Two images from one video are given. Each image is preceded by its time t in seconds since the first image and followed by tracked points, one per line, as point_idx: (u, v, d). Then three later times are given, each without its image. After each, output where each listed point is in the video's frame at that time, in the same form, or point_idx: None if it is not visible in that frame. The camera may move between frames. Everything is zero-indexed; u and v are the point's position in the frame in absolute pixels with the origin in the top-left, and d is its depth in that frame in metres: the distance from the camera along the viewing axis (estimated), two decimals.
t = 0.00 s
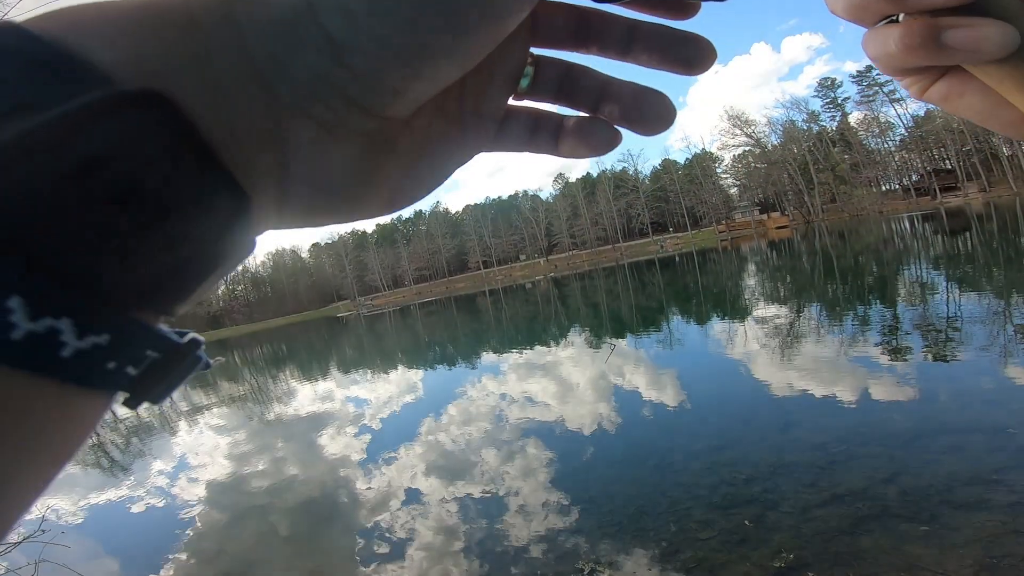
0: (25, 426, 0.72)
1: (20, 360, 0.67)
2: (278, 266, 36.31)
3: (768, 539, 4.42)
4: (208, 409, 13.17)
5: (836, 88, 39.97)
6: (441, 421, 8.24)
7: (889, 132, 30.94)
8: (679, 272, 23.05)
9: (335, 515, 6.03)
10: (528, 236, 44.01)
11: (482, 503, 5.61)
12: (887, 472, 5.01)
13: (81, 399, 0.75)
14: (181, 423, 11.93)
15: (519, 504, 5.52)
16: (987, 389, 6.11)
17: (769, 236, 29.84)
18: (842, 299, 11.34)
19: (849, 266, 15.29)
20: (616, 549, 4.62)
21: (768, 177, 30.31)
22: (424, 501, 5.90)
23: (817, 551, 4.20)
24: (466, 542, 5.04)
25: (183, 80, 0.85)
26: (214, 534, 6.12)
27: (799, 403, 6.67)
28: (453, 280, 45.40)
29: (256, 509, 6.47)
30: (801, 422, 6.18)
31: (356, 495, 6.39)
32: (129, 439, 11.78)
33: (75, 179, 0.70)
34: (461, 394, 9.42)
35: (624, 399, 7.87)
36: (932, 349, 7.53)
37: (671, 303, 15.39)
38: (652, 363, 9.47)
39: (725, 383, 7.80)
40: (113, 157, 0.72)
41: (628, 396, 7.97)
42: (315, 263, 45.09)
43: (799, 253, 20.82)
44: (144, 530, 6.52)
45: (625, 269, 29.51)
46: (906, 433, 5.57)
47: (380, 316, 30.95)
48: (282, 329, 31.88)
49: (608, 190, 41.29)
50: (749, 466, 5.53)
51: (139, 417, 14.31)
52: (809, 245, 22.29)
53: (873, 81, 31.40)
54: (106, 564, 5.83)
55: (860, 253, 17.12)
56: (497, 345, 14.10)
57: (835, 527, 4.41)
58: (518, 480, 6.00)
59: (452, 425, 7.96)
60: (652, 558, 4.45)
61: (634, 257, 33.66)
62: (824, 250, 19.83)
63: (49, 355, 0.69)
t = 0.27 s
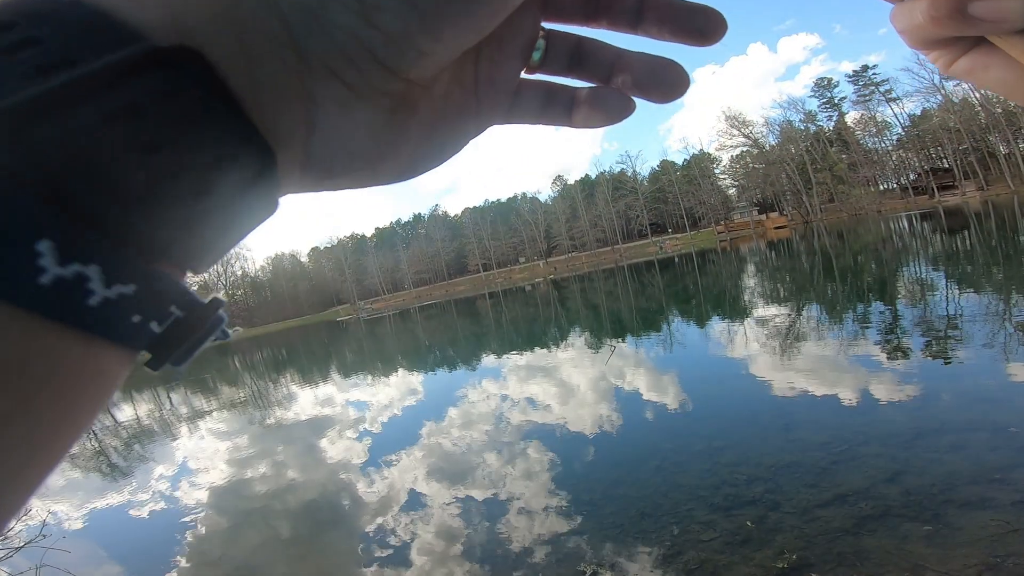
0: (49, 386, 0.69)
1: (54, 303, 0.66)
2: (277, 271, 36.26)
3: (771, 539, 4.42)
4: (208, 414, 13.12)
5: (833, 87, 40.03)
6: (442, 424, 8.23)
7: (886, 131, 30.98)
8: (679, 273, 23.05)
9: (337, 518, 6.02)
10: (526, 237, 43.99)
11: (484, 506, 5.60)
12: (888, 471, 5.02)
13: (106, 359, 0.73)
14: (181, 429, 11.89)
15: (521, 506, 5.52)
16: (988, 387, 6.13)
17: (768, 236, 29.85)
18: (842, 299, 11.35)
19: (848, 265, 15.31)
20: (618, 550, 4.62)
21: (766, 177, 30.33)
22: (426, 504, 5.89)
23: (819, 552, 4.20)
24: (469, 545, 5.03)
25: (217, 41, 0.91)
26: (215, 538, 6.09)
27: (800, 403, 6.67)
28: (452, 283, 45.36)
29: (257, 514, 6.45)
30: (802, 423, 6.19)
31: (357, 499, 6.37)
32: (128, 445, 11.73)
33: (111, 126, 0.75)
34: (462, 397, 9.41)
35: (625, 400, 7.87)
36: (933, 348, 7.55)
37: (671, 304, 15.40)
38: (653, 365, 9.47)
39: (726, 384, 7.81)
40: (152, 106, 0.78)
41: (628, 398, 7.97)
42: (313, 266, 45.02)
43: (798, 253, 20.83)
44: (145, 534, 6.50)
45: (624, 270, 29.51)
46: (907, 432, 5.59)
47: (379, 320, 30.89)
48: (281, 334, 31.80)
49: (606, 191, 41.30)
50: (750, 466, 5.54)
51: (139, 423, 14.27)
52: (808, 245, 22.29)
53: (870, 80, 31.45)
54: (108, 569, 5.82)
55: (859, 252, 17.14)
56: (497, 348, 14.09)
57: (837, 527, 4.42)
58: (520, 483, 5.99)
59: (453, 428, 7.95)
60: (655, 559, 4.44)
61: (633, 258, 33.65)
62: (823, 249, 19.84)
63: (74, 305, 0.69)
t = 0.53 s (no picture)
0: (109, 280, 0.62)
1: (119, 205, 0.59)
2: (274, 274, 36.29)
3: (773, 538, 4.43)
4: (208, 418, 13.13)
5: (827, 86, 40.17)
6: (442, 425, 8.23)
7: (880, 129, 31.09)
8: (676, 272, 23.10)
9: (338, 521, 6.01)
10: (522, 238, 44.06)
11: (485, 507, 5.60)
12: (889, 469, 5.04)
13: (177, 271, 0.66)
14: (181, 433, 11.90)
15: (522, 507, 5.52)
16: (987, 384, 6.15)
17: (765, 234, 29.92)
18: (840, 296, 11.38)
19: (845, 263, 15.36)
20: (620, 550, 4.62)
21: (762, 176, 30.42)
22: (427, 506, 5.88)
23: (821, 550, 4.21)
24: (470, 546, 5.03)
25: None
26: (216, 542, 6.09)
27: (801, 401, 6.68)
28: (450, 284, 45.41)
29: (258, 517, 6.45)
30: (803, 421, 6.20)
31: (358, 501, 6.36)
32: (128, 449, 11.74)
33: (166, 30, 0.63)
34: (462, 398, 9.41)
35: (625, 400, 7.88)
36: (931, 344, 7.58)
37: (669, 304, 15.43)
38: (652, 364, 9.49)
39: (726, 382, 7.82)
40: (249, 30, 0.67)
41: (628, 398, 7.98)
42: (310, 269, 45.04)
43: (795, 251, 20.89)
44: (146, 537, 6.50)
45: (621, 269, 29.61)
46: (908, 429, 5.61)
47: (377, 322, 30.92)
48: (280, 337, 31.83)
49: (603, 191, 41.36)
50: (751, 465, 5.55)
51: (138, 427, 14.27)
52: (805, 243, 22.36)
53: (864, 78, 31.59)
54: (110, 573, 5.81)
55: (856, 250, 17.20)
56: (496, 348, 14.11)
57: (839, 526, 4.43)
58: (520, 484, 5.99)
59: (453, 429, 7.95)
60: (657, 559, 4.45)
61: (630, 258, 33.72)
62: (820, 247, 19.90)
63: (150, 213, 0.62)
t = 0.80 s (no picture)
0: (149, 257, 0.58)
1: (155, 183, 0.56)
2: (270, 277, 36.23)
3: (774, 535, 4.45)
4: (207, 422, 13.10)
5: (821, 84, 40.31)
6: (441, 427, 8.22)
7: (874, 126, 31.20)
8: (673, 271, 23.15)
9: (339, 524, 6.01)
10: (519, 238, 44.09)
11: (486, 508, 5.60)
12: (890, 465, 5.05)
13: (209, 237, 0.62)
14: (180, 437, 11.87)
15: (523, 508, 5.51)
16: (985, 380, 6.18)
17: (760, 233, 30.00)
18: (836, 294, 11.42)
19: (841, 260, 15.40)
20: (621, 550, 4.63)
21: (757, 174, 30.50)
22: (428, 508, 5.87)
23: (822, 547, 4.23)
24: (472, 548, 5.02)
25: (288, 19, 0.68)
26: (217, 546, 6.07)
27: (800, 399, 6.69)
28: (447, 285, 45.40)
29: (258, 521, 6.43)
30: (802, 418, 6.22)
31: (359, 503, 6.35)
32: (127, 454, 11.70)
33: (203, 8, 0.59)
34: (461, 400, 9.40)
35: (624, 400, 7.89)
36: (928, 340, 7.61)
37: (667, 302, 15.46)
38: (651, 363, 9.50)
39: (725, 381, 7.84)
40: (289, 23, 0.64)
41: (627, 397, 7.98)
42: (306, 271, 44.98)
43: (792, 249, 20.95)
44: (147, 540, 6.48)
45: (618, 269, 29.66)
46: (907, 426, 5.63)
47: (374, 324, 30.90)
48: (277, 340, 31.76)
49: (598, 190, 41.40)
50: (751, 462, 5.56)
51: (136, 432, 14.23)
52: (801, 241, 22.43)
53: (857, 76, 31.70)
54: None
55: (852, 247, 17.26)
56: (494, 349, 14.11)
57: (839, 523, 4.44)
58: (521, 485, 5.99)
59: (453, 431, 7.94)
60: (658, 558, 4.45)
61: (627, 257, 33.77)
62: (816, 245, 19.96)
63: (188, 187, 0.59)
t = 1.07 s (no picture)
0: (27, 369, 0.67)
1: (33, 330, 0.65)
2: (268, 274, 36.13)
3: (775, 532, 4.46)
4: (206, 421, 13.06)
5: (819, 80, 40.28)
6: (442, 425, 8.23)
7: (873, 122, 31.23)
8: (672, 268, 23.15)
9: (340, 522, 6.01)
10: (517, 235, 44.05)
11: (487, 506, 5.61)
12: (890, 462, 5.07)
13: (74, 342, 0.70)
14: (180, 437, 11.85)
15: (523, 506, 5.52)
16: (984, 376, 6.20)
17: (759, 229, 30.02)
18: (835, 290, 11.44)
19: (841, 256, 15.43)
20: (622, 548, 4.63)
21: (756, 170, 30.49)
22: (428, 506, 5.88)
23: (823, 543, 4.25)
24: (473, 546, 5.03)
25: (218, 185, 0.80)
26: (217, 546, 6.06)
27: (799, 395, 6.70)
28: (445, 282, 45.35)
29: (259, 520, 6.43)
30: (802, 415, 6.24)
31: (359, 502, 6.36)
32: (127, 453, 11.68)
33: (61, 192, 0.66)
34: (461, 398, 9.40)
35: (624, 397, 7.90)
36: (927, 337, 7.63)
37: (666, 299, 15.48)
38: (651, 360, 9.52)
39: (725, 377, 7.86)
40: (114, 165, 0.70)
41: (627, 394, 8.00)
42: (304, 269, 44.88)
43: (791, 245, 20.98)
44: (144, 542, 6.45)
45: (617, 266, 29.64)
46: (907, 422, 5.64)
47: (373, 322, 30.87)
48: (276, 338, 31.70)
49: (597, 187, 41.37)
50: (751, 459, 5.58)
51: (135, 432, 14.17)
52: (800, 237, 22.44)
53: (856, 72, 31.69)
54: None
55: (852, 243, 17.28)
56: (494, 347, 14.11)
57: (840, 519, 4.46)
58: (521, 482, 6.00)
59: (453, 428, 7.95)
60: (659, 555, 4.47)
61: (626, 254, 33.77)
62: (815, 241, 19.99)
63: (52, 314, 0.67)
